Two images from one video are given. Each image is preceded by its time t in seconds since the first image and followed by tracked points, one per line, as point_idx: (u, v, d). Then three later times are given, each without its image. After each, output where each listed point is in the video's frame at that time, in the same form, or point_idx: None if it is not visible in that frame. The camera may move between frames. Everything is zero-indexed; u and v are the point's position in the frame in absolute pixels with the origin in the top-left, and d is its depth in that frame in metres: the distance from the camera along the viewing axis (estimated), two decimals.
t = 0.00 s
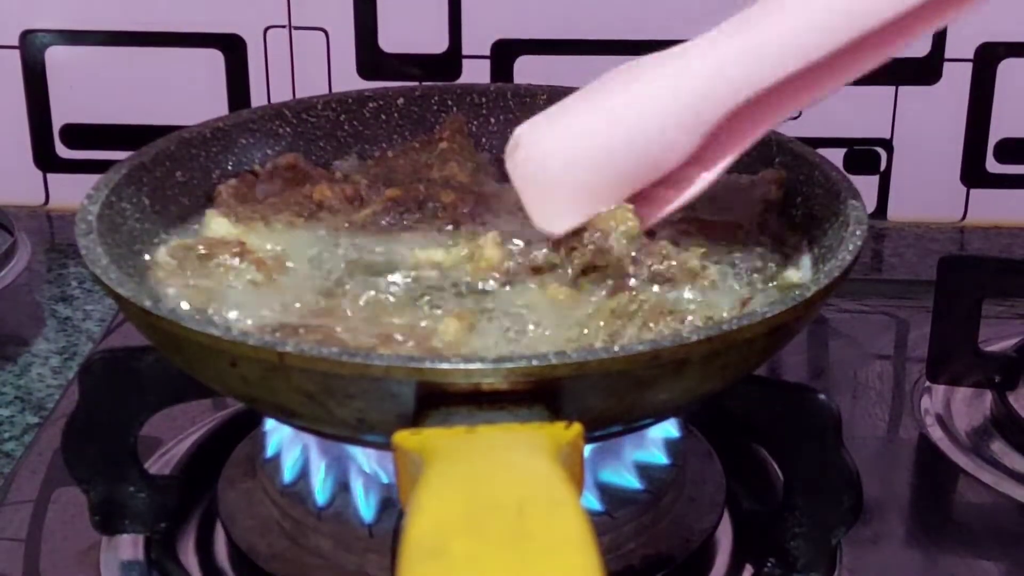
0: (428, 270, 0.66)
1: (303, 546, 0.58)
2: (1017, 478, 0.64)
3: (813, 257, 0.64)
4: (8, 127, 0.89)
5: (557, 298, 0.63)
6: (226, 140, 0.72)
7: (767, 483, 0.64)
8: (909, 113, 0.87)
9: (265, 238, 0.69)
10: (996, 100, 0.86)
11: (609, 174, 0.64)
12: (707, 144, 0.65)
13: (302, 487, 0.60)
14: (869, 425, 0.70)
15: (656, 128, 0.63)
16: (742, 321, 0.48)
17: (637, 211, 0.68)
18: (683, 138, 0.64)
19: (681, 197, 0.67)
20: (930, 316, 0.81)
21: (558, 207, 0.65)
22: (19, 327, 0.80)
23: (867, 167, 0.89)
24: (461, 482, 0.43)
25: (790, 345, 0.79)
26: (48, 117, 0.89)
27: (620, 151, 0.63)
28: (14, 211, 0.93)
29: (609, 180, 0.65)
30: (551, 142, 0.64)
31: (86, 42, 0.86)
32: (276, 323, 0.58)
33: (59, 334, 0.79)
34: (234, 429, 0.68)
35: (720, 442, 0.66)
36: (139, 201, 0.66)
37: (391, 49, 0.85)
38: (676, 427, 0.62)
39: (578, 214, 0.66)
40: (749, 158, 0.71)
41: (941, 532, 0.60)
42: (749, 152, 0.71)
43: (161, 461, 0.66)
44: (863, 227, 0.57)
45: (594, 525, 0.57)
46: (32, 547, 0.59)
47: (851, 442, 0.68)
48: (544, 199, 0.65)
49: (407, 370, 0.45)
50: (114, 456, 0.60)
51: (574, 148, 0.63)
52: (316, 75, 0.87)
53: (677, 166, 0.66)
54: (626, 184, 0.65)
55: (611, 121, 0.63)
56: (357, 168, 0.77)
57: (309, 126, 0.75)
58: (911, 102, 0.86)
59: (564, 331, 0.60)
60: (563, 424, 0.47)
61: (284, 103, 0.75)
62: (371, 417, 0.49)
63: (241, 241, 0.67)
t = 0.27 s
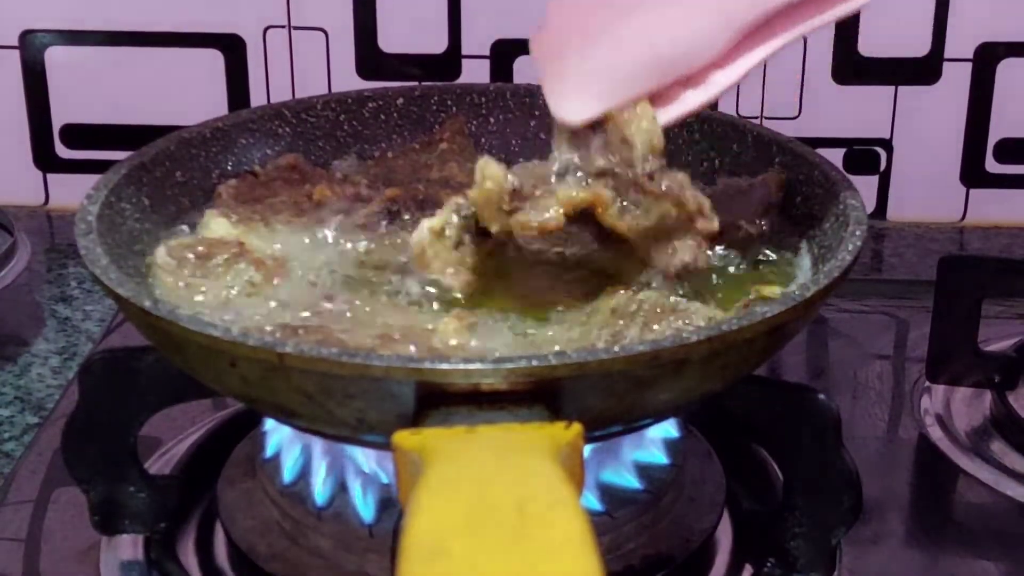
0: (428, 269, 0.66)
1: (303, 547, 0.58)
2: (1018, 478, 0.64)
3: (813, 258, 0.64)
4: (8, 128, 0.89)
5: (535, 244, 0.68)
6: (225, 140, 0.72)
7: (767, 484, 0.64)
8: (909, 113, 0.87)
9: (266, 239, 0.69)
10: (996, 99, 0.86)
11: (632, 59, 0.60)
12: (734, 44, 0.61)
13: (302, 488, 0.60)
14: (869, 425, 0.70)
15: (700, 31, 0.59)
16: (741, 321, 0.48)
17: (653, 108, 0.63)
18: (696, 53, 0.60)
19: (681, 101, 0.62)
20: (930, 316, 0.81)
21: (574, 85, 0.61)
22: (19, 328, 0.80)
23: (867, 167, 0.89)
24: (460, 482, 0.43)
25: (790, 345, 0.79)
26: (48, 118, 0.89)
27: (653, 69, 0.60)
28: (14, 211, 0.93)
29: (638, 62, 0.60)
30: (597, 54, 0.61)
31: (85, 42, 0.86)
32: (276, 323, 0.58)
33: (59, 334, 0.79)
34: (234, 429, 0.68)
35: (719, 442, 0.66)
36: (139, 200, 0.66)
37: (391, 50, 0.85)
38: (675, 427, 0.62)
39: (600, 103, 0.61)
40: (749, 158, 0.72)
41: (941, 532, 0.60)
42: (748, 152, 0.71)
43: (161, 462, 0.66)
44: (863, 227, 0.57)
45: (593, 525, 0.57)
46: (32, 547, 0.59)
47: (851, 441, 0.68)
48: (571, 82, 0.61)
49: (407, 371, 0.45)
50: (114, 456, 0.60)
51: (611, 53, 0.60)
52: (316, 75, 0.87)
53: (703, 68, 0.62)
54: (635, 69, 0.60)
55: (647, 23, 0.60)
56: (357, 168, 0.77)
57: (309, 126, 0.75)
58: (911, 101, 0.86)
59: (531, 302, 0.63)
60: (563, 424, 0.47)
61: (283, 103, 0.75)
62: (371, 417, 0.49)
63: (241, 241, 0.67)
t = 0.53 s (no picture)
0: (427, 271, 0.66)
1: (303, 547, 0.58)
2: (1018, 478, 0.64)
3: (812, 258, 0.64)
4: (8, 128, 0.89)
5: (480, 210, 0.67)
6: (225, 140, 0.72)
7: (766, 483, 0.64)
8: (908, 113, 0.87)
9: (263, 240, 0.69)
10: (996, 99, 0.86)
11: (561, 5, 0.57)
12: None
13: (302, 488, 0.60)
14: (869, 425, 0.70)
15: None
16: (740, 321, 0.48)
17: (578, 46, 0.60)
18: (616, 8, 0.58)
19: (608, 41, 0.60)
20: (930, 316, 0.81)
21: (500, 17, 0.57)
22: (18, 328, 0.80)
23: (867, 167, 0.89)
24: (460, 483, 0.43)
25: (790, 344, 0.79)
26: (48, 118, 0.89)
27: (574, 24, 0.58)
28: (14, 211, 0.93)
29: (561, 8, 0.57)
30: None
31: (85, 42, 0.86)
32: (276, 324, 0.58)
33: (58, 334, 0.79)
34: (235, 428, 0.68)
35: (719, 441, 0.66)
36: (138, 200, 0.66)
37: (391, 50, 0.85)
38: (674, 427, 0.62)
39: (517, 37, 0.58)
40: (749, 157, 0.71)
41: (942, 533, 0.60)
42: (748, 152, 0.71)
43: (160, 462, 0.66)
44: (863, 226, 0.57)
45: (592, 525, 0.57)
46: (32, 548, 0.59)
47: (850, 441, 0.68)
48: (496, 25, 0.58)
49: (407, 371, 0.45)
50: (113, 456, 0.60)
51: None
52: (316, 76, 0.87)
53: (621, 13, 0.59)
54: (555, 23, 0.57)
55: None
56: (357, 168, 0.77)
57: (309, 126, 0.75)
58: (911, 101, 0.86)
59: (535, 282, 0.65)
60: (563, 424, 0.47)
61: (283, 103, 0.75)
62: (371, 417, 0.49)
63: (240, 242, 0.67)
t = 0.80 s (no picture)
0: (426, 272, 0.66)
1: (300, 549, 0.57)
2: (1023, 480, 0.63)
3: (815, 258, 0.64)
4: (4, 127, 0.89)
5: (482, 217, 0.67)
6: (221, 139, 0.71)
7: (769, 485, 0.63)
8: (912, 111, 0.86)
9: (263, 238, 0.69)
10: (1000, 98, 0.85)
11: None
12: None
13: (300, 490, 0.59)
14: (872, 426, 0.69)
15: None
16: (743, 322, 0.47)
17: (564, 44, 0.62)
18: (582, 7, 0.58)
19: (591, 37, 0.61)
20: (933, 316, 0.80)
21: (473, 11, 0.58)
22: (13, 329, 0.79)
23: (870, 166, 0.88)
24: (460, 486, 0.42)
25: (792, 345, 0.78)
26: (44, 117, 0.88)
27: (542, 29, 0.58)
28: (10, 211, 0.92)
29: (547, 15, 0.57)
30: None
31: (82, 41, 0.86)
32: (274, 325, 0.58)
33: (53, 335, 0.79)
34: (232, 430, 0.67)
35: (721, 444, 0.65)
36: (133, 199, 0.65)
37: (390, 49, 0.85)
38: (676, 429, 0.61)
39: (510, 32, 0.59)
40: (751, 156, 0.71)
41: (947, 535, 0.59)
42: (750, 150, 0.71)
43: (156, 465, 0.65)
44: (866, 225, 0.56)
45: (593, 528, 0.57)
46: (26, 551, 0.58)
47: (853, 443, 0.68)
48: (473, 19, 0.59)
49: (405, 372, 0.45)
50: (109, 459, 0.59)
51: None
52: (315, 74, 0.86)
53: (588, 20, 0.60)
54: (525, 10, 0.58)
55: None
56: (355, 167, 0.76)
57: (307, 125, 0.75)
58: (914, 100, 0.86)
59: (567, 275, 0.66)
60: (563, 427, 0.46)
61: (281, 101, 0.74)
62: (369, 419, 0.48)
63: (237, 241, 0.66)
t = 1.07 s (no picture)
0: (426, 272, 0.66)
1: (300, 549, 0.57)
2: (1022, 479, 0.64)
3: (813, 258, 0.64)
4: (4, 127, 0.89)
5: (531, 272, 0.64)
6: (221, 140, 0.71)
7: (768, 485, 0.63)
8: (911, 112, 0.86)
9: (263, 237, 0.68)
10: (999, 98, 0.85)
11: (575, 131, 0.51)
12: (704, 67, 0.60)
13: (300, 490, 0.59)
14: (872, 426, 0.69)
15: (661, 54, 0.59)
16: (742, 321, 0.48)
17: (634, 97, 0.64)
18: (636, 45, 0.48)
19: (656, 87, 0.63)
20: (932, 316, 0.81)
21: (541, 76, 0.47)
22: (13, 329, 0.79)
23: (869, 166, 0.89)
24: (460, 485, 0.42)
25: (791, 346, 0.78)
26: (44, 117, 0.88)
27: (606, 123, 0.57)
28: (10, 211, 0.92)
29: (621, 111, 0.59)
30: (568, 29, 0.47)
31: (82, 41, 0.86)
32: (275, 325, 0.58)
33: (54, 335, 0.79)
34: (232, 430, 0.67)
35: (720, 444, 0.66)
36: (134, 199, 0.65)
37: (389, 49, 0.85)
38: (676, 429, 0.61)
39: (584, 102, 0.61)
40: (750, 156, 0.71)
41: (946, 535, 0.60)
42: (749, 151, 0.71)
43: (156, 465, 0.65)
44: (865, 225, 0.57)
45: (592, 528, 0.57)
46: (27, 551, 0.58)
47: (852, 443, 0.68)
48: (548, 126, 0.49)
49: (405, 372, 0.45)
50: (109, 458, 0.59)
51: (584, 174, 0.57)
52: (315, 75, 0.86)
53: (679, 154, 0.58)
54: (591, 115, 0.49)
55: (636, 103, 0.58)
56: (355, 167, 0.76)
57: (307, 126, 0.75)
58: (914, 100, 0.86)
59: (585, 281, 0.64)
60: (562, 426, 0.46)
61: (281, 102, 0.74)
62: (369, 419, 0.48)
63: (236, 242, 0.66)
